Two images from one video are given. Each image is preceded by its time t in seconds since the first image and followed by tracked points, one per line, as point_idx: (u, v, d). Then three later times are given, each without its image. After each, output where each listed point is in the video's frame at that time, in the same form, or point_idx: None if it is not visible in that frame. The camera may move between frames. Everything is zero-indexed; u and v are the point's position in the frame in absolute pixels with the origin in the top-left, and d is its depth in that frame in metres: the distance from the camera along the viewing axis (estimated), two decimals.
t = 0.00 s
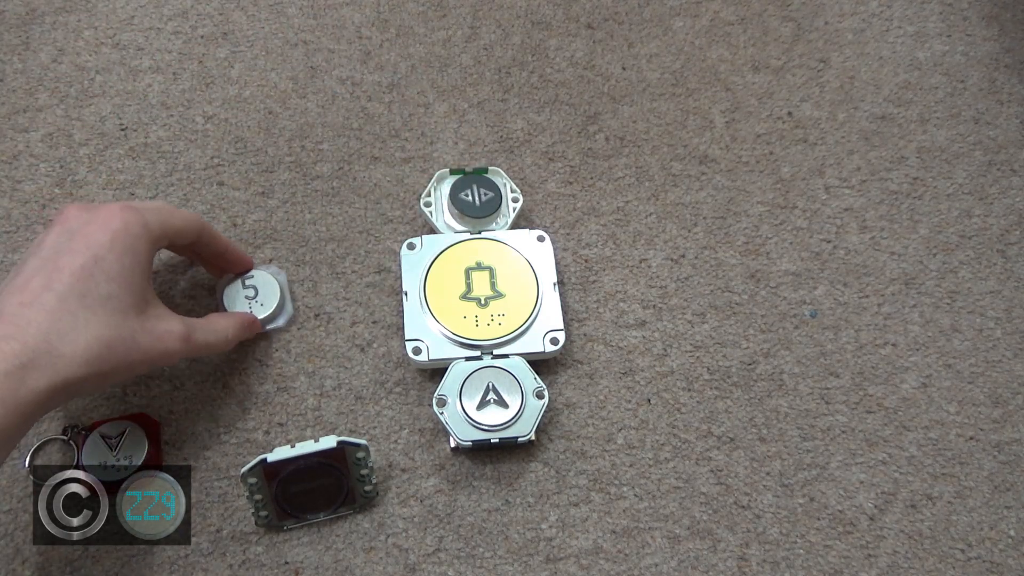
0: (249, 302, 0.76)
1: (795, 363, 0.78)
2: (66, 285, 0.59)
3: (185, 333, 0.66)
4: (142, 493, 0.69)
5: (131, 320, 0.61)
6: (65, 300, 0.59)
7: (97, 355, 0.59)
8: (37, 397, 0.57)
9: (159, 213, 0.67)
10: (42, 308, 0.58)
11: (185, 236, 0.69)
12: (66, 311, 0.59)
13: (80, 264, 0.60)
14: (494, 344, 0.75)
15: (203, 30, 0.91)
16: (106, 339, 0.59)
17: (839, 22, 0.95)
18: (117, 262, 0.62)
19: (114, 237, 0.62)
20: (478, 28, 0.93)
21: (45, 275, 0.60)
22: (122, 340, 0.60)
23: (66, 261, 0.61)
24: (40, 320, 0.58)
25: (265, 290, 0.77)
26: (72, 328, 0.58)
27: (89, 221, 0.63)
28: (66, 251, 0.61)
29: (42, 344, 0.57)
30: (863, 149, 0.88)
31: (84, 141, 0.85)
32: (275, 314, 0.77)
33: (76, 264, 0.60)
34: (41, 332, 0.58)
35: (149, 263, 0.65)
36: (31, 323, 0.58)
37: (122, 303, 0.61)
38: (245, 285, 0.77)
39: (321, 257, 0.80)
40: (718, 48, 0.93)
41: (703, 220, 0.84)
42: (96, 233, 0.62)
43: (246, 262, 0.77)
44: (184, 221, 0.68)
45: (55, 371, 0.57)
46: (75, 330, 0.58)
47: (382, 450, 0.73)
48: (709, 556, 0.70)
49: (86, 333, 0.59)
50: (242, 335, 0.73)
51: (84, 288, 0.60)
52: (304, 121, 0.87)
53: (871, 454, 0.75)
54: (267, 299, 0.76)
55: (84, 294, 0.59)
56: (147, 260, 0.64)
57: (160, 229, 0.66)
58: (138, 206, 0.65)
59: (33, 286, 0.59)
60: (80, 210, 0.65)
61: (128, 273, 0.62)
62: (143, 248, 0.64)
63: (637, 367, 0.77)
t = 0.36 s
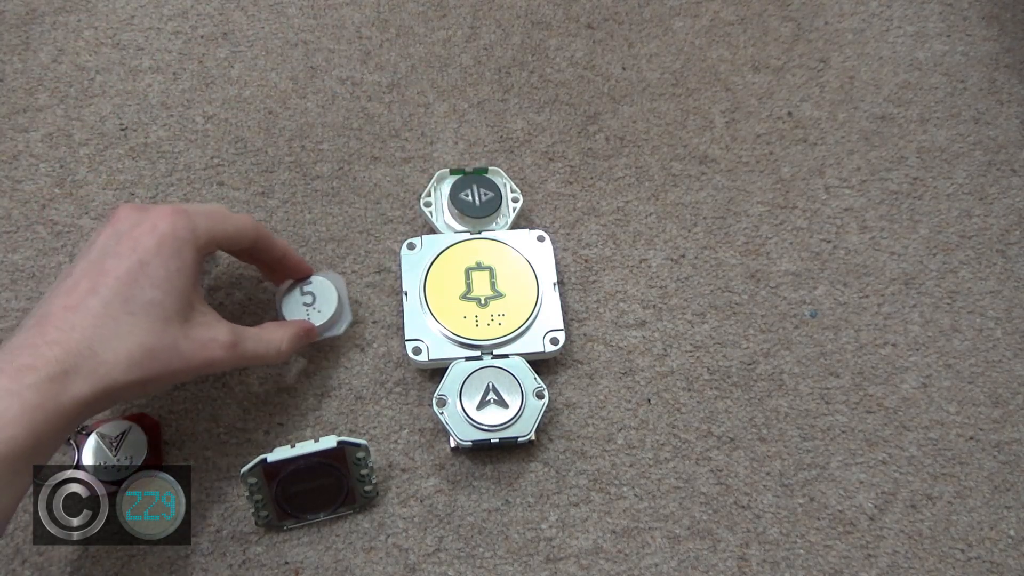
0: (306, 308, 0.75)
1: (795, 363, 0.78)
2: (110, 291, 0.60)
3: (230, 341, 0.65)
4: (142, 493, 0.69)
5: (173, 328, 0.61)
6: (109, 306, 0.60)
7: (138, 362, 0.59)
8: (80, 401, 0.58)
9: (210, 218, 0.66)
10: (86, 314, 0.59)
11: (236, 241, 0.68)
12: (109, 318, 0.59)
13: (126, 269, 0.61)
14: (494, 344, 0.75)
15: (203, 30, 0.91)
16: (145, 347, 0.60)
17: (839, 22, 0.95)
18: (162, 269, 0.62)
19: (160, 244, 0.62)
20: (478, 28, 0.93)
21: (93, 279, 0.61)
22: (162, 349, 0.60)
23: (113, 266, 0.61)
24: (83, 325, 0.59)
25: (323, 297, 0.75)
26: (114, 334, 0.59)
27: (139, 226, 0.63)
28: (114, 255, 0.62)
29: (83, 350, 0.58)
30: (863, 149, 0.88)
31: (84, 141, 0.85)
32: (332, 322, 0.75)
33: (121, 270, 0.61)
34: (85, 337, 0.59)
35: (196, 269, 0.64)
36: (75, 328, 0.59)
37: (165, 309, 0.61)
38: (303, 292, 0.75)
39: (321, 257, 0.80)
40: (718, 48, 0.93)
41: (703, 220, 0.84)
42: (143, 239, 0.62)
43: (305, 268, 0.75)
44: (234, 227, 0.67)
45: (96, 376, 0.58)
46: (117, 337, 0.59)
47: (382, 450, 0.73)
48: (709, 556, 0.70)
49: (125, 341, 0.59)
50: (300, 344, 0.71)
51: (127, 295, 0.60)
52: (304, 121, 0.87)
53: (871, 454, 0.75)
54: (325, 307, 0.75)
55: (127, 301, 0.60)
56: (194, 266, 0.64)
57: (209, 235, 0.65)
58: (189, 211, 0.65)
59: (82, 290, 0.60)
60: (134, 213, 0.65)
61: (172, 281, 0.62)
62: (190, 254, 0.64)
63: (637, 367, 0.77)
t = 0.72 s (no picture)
0: (339, 308, 0.74)
1: (795, 364, 0.78)
2: (141, 291, 0.58)
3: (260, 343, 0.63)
4: (143, 493, 0.69)
5: (205, 329, 0.59)
6: (140, 307, 0.57)
7: (169, 363, 0.57)
8: (108, 405, 0.56)
9: (242, 218, 0.65)
10: (116, 314, 0.57)
11: (265, 242, 0.66)
12: (140, 319, 0.57)
13: (157, 269, 0.59)
14: (494, 344, 0.75)
15: (203, 29, 0.91)
16: (177, 348, 0.57)
17: (839, 22, 0.95)
18: (194, 269, 0.60)
19: (192, 243, 0.60)
20: (478, 28, 0.93)
21: (122, 279, 0.58)
22: (193, 350, 0.58)
23: (143, 266, 0.59)
24: (113, 326, 0.56)
25: (356, 297, 0.75)
26: (144, 335, 0.57)
27: (170, 226, 0.61)
28: (145, 255, 0.59)
29: (113, 351, 0.56)
30: (863, 149, 0.88)
31: (84, 141, 0.85)
32: (365, 322, 0.75)
33: (152, 270, 0.59)
34: (114, 339, 0.56)
35: (227, 269, 0.63)
36: (105, 329, 0.56)
37: (196, 310, 0.59)
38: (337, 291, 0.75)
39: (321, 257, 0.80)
40: (718, 48, 0.93)
41: (703, 220, 0.84)
42: (174, 239, 0.60)
43: (339, 268, 0.75)
44: (264, 227, 0.66)
45: (126, 379, 0.56)
46: (147, 339, 0.57)
47: (382, 450, 0.73)
48: (709, 556, 0.70)
49: (157, 343, 0.57)
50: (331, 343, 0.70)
51: (159, 295, 0.58)
52: (304, 121, 0.87)
53: (871, 454, 0.75)
54: (358, 307, 0.74)
55: (158, 301, 0.58)
56: (225, 267, 0.62)
57: (239, 236, 0.64)
58: (220, 211, 0.63)
59: (111, 291, 0.58)
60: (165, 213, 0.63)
61: (204, 281, 0.60)
62: (222, 254, 0.62)
63: (637, 367, 0.77)
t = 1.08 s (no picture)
0: (349, 312, 0.75)
1: (795, 363, 0.78)
2: (160, 295, 0.58)
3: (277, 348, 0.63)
4: (143, 493, 0.69)
5: (223, 333, 0.59)
6: (160, 310, 0.57)
7: (187, 367, 0.57)
8: (128, 407, 0.56)
9: (259, 221, 0.64)
10: (136, 318, 0.57)
11: (282, 246, 0.66)
12: (160, 322, 0.57)
13: (176, 273, 0.59)
14: (494, 344, 0.75)
15: (203, 29, 0.91)
16: (196, 351, 0.57)
17: (839, 22, 0.95)
18: (212, 273, 0.60)
19: (210, 248, 0.60)
20: (478, 28, 0.93)
21: (142, 283, 0.59)
22: (211, 354, 0.58)
23: (163, 270, 0.59)
24: (133, 329, 0.57)
25: (364, 299, 0.75)
26: (163, 339, 0.57)
27: (189, 230, 0.61)
28: (165, 259, 0.60)
29: (133, 354, 0.56)
30: (863, 148, 0.88)
31: (84, 141, 0.85)
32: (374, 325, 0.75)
33: (171, 274, 0.59)
34: (134, 342, 0.56)
35: (245, 273, 0.62)
36: (125, 332, 0.57)
37: (214, 314, 0.59)
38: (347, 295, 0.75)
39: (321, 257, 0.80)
40: (718, 48, 0.93)
41: (703, 220, 0.84)
42: (193, 243, 0.60)
43: (352, 273, 0.75)
44: (281, 231, 0.66)
45: (145, 383, 0.56)
46: (167, 342, 0.57)
47: (382, 450, 0.73)
48: (709, 556, 0.70)
49: (175, 346, 0.57)
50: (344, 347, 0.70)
51: (178, 299, 0.58)
52: (304, 121, 0.87)
53: (871, 454, 0.75)
54: (366, 310, 0.74)
55: (178, 305, 0.58)
56: (243, 271, 0.62)
57: (257, 240, 0.64)
58: (238, 216, 0.63)
59: (132, 294, 0.58)
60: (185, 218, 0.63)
61: (221, 285, 0.60)
62: (240, 259, 0.62)
63: (637, 367, 0.77)
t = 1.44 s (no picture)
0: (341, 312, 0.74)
1: (795, 363, 0.78)
2: (171, 298, 0.58)
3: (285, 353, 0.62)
4: (143, 493, 0.69)
5: (232, 337, 0.59)
6: (170, 313, 0.57)
7: (195, 370, 0.57)
8: (136, 409, 0.56)
9: (270, 226, 0.64)
10: (147, 320, 0.57)
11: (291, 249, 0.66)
12: (170, 325, 0.57)
13: (187, 277, 0.59)
14: (494, 344, 0.74)
15: (203, 29, 0.91)
16: (205, 355, 0.57)
17: (839, 22, 0.95)
18: (223, 278, 0.60)
19: (221, 252, 0.60)
20: (478, 28, 0.93)
21: (154, 286, 0.59)
22: (220, 357, 0.58)
23: (175, 273, 0.59)
24: (144, 332, 0.57)
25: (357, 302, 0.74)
26: (173, 342, 0.57)
27: (201, 234, 0.61)
28: (176, 263, 0.60)
29: (143, 356, 0.56)
30: (863, 149, 0.88)
31: (84, 141, 0.85)
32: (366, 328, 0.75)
33: (182, 278, 0.59)
34: (144, 344, 0.56)
35: (255, 278, 0.62)
36: (136, 334, 0.57)
37: (224, 318, 0.59)
38: (342, 295, 0.75)
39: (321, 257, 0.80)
40: (718, 48, 0.93)
41: (703, 220, 0.84)
42: (205, 247, 0.60)
43: (349, 269, 0.75)
44: (291, 235, 0.65)
45: (154, 385, 0.56)
46: (177, 345, 0.57)
47: (382, 450, 0.73)
48: (709, 556, 0.70)
49: (185, 349, 0.57)
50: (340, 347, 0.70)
51: (188, 303, 0.58)
52: (304, 121, 0.87)
53: (871, 454, 0.75)
54: (358, 313, 0.74)
55: (188, 308, 0.58)
56: (253, 276, 0.62)
57: (268, 245, 0.64)
58: (249, 220, 0.63)
59: (143, 297, 0.58)
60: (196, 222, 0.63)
61: (232, 290, 0.60)
62: (251, 264, 0.62)
63: (637, 367, 0.77)
